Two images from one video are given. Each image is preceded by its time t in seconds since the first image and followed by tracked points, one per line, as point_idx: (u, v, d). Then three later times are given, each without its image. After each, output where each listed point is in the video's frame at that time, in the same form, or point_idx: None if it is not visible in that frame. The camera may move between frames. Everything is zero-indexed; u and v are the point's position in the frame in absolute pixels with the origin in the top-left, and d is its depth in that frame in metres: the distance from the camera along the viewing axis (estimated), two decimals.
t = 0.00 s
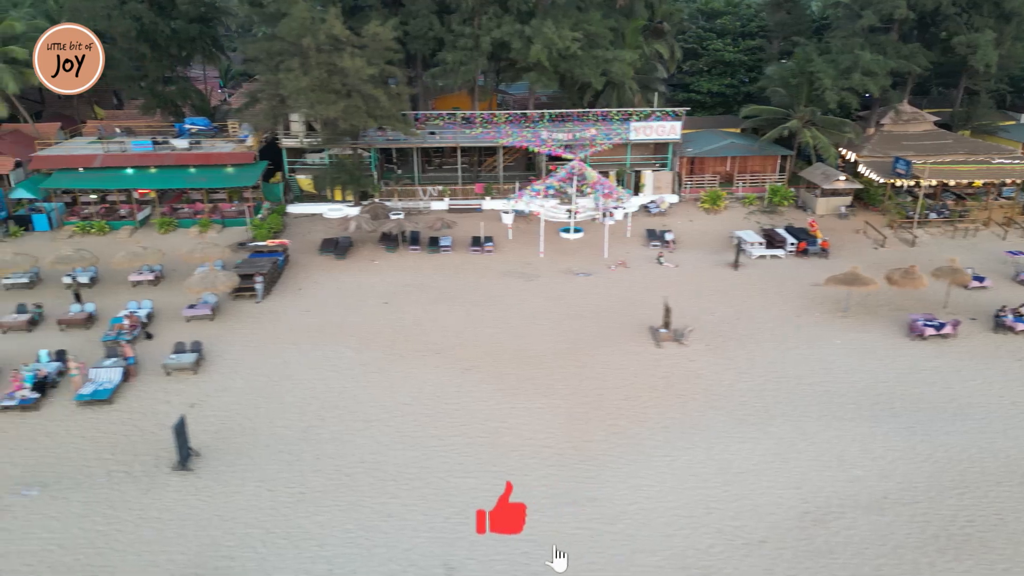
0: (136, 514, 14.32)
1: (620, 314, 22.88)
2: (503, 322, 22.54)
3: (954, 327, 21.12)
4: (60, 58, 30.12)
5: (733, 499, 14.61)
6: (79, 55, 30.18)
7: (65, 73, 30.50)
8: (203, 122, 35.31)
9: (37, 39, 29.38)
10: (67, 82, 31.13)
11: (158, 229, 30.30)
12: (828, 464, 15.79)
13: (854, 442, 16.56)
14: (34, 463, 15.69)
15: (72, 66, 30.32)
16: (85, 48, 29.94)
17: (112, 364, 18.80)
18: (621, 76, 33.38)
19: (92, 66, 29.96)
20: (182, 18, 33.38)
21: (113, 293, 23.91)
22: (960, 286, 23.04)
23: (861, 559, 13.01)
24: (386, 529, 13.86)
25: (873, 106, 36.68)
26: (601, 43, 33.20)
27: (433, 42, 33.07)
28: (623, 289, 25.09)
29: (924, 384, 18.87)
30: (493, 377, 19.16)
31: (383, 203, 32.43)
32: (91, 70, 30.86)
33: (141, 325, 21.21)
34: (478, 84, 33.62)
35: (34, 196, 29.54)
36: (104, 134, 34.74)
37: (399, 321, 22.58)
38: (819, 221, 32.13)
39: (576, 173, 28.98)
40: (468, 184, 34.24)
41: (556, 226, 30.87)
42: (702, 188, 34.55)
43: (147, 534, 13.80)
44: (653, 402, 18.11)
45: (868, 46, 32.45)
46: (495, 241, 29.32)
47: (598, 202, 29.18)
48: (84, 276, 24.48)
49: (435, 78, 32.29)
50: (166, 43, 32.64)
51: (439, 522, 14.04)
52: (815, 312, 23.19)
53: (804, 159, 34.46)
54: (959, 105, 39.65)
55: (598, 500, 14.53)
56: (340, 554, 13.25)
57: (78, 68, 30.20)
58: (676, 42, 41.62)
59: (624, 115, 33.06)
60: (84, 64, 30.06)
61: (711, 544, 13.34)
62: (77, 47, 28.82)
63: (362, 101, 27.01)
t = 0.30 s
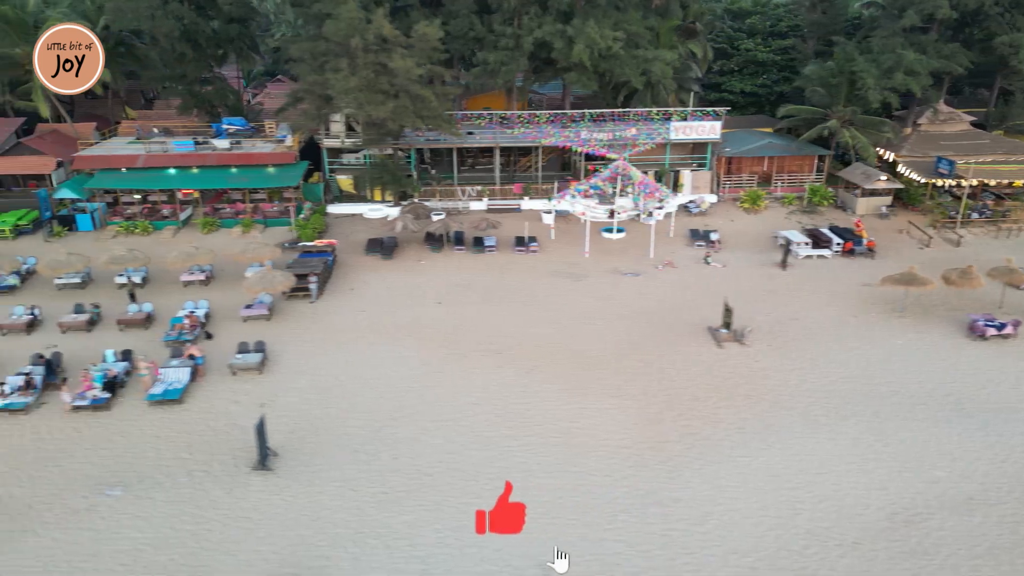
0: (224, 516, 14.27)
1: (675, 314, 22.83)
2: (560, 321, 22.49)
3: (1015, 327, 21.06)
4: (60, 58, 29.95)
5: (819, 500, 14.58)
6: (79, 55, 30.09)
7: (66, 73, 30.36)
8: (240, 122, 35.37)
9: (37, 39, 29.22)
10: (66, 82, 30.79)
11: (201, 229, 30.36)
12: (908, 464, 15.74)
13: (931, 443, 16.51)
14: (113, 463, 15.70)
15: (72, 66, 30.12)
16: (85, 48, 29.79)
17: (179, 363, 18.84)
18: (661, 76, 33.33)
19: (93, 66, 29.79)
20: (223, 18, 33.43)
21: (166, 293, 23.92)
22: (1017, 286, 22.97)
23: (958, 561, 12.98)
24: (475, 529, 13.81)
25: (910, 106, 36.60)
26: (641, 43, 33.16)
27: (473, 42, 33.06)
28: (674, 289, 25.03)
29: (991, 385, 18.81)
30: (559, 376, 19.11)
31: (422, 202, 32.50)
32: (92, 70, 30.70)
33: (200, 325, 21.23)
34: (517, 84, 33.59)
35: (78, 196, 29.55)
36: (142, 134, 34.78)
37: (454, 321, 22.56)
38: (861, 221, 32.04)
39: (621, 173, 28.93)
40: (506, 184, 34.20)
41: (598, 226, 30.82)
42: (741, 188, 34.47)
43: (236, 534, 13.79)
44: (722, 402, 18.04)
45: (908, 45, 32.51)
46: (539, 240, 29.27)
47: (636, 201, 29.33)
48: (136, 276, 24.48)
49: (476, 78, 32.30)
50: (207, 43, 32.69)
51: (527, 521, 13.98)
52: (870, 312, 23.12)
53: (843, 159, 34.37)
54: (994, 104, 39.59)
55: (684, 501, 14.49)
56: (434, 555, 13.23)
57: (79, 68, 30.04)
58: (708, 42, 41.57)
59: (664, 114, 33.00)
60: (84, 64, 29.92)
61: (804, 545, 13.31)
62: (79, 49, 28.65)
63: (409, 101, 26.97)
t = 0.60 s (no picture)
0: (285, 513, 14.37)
1: (726, 314, 22.78)
2: (610, 321, 22.43)
3: None
4: (60, 58, 29.52)
5: (896, 501, 14.56)
6: (78, 55, 29.38)
7: (67, 73, 29.88)
8: (273, 122, 35.38)
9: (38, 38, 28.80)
10: (68, 83, 30.34)
11: (240, 229, 30.41)
12: (981, 465, 15.70)
13: (1000, 443, 16.45)
14: (184, 464, 15.74)
15: (71, 67, 29.52)
16: (85, 48, 29.29)
17: (240, 363, 18.86)
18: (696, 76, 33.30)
19: (92, 66, 29.31)
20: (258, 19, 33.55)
21: (214, 293, 23.94)
22: None
23: None
24: (555, 529, 13.79)
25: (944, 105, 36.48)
26: (676, 43, 33.15)
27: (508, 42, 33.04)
28: (720, 288, 24.99)
29: None
30: (618, 376, 19.07)
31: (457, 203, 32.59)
32: (94, 71, 30.15)
33: (254, 325, 21.29)
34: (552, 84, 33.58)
35: (118, 196, 29.60)
36: (176, 134, 34.82)
37: (505, 322, 22.53)
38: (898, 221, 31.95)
39: (662, 172, 28.86)
40: (541, 184, 34.15)
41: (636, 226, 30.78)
42: (776, 187, 34.40)
43: (317, 535, 13.80)
44: (785, 401, 17.99)
45: (945, 44, 32.42)
46: (579, 240, 29.23)
47: (670, 202, 29.37)
48: (182, 276, 24.50)
49: (512, 78, 32.29)
50: (243, 43, 32.75)
51: (606, 522, 13.93)
52: (921, 311, 23.06)
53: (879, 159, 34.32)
54: None
55: (760, 501, 14.46)
56: (517, 555, 13.20)
57: (78, 68, 29.60)
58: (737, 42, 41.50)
59: (701, 114, 32.95)
60: (84, 64, 29.47)
61: (888, 547, 13.31)
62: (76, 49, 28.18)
63: (452, 101, 26.97)
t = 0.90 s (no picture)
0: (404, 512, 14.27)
1: (779, 314, 22.72)
2: (664, 321, 22.39)
3: None
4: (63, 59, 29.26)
5: (978, 502, 14.52)
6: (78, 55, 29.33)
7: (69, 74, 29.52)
8: (308, 122, 35.40)
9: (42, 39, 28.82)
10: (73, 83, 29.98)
11: (281, 230, 30.51)
12: None
13: None
14: (259, 464, 15.75)
15: (72, 65, 29.26)
16: (84, 47, 28.78)
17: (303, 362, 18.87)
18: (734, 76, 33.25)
19: (90, 65, 28.82)
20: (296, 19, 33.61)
21: (265, 293, 23.94)
22: None
23: None
24: (640, 529, 13.73)
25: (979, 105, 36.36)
26: (714, 43, 33.10)
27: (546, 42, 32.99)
28: (769, 288, 24.94)
29: None
30: (682, 375, 19.02)
31: (495, 202, 32.66)
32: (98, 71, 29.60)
33: (310, 325, 21.35)
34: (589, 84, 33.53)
35: (161, 196, 29.68)
36: (213, 134, 34.91)
37: (559, 322, 22.51)
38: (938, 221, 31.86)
39: (704, 171, 28.80)
40: (577, 184, 34.06)
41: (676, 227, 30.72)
42: (813, 188, 34.30)
43: (402, 535, 13.78)
44: (852, 402, 17.94)
45: (984, 45, 32.31)
46: (621, 241, 29.19)
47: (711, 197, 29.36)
48: (231, 276, 24.51)
49: (551, 78, 32.26)
50: (281, 44, 32.77)
51: (689, 522, 13.86)
52: (974, 312, 23.00)
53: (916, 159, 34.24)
54: None
55: (843, 503, 14.41)
56: (606, 555, 13.13)
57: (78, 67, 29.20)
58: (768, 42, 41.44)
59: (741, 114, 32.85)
60: (83, 64, 29.00)
61: (978, 548, 13.27)
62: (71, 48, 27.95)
63: (497, 101, 26.96)
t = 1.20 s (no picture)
0: (484, 515, 14.17)
1: (827, 315, 22.70)
2: (712, 321, 22.37)
3: None
4: (61, 58, 29.28)
5: None
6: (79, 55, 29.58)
7: (66, 73, 29.62)
8: (339, 122, 35.35)
9: (40, 40, 28.82)
10: (68, 82, 29.92)
11: (317, 230, 30.68)
12: None
13: None
14: (326, 464, 15.74)
15: (71, 66, 29.32)
16: (82, 47, 29.08)
17: (360, 361, 18.87)
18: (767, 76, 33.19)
19: (90, 66, 29.09)
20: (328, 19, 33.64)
21: (310, 293, 23.96)
22: None
23: None
24: (717, 530, 13.72)
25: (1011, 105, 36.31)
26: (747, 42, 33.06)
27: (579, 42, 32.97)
28: (813, 289, 24.90)
29: None
30: (738, 375, 19.02)
31: (529, 203, 32.65)
32: (92, 70, 29.64)
33: (360, 324, 21.39)
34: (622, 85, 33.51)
35: (198, 196, 29.81)
36: (245, 134, 34.88)
37: (608, 321, 22.49)
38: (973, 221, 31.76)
39: (743, 172, 28.76)
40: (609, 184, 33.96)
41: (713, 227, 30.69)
42: (846, 187, 34.25)
43: (479, 534, 13.72)
44: (912, 402, 17.92)
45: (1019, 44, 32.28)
46: (659, 241, 29.16)
47: (741, 200, 29.52)
48: (275, 276, 24.54)
49: (585, 79, 32.26)
50: (315, 44, 32.79)
51: (766, 523, 13.84)
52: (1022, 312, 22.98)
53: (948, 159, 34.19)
54: None
55: (918, 503, 14.40)
56: (688, 556, 13.07)
57: (77, 68, 29.30)
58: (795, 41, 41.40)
59: (775, 114, 32.77)
60: (82, 64, 29.24)
61: None
62: (71, 49, 28.22)
63: (537, 101, 26.95)
